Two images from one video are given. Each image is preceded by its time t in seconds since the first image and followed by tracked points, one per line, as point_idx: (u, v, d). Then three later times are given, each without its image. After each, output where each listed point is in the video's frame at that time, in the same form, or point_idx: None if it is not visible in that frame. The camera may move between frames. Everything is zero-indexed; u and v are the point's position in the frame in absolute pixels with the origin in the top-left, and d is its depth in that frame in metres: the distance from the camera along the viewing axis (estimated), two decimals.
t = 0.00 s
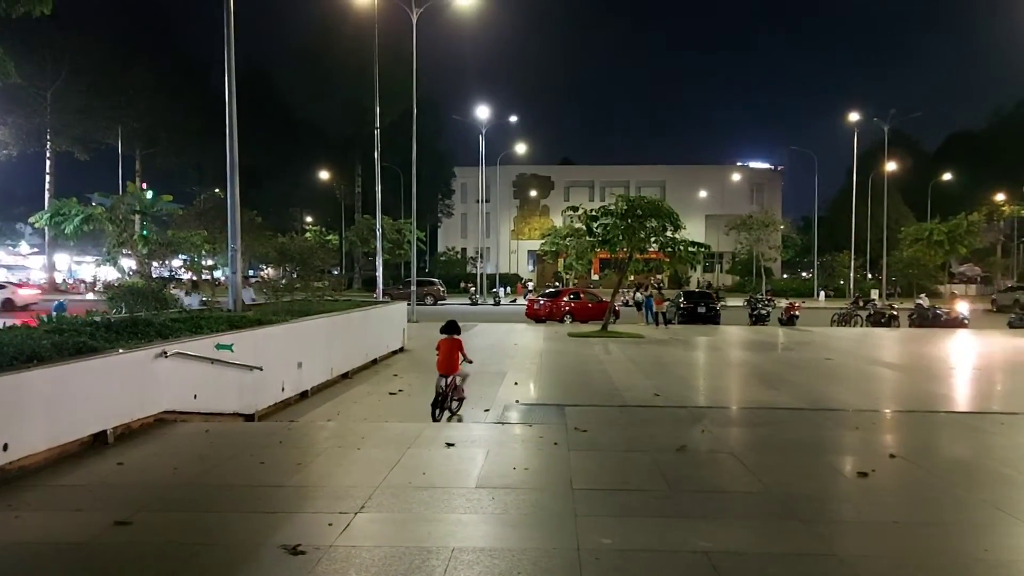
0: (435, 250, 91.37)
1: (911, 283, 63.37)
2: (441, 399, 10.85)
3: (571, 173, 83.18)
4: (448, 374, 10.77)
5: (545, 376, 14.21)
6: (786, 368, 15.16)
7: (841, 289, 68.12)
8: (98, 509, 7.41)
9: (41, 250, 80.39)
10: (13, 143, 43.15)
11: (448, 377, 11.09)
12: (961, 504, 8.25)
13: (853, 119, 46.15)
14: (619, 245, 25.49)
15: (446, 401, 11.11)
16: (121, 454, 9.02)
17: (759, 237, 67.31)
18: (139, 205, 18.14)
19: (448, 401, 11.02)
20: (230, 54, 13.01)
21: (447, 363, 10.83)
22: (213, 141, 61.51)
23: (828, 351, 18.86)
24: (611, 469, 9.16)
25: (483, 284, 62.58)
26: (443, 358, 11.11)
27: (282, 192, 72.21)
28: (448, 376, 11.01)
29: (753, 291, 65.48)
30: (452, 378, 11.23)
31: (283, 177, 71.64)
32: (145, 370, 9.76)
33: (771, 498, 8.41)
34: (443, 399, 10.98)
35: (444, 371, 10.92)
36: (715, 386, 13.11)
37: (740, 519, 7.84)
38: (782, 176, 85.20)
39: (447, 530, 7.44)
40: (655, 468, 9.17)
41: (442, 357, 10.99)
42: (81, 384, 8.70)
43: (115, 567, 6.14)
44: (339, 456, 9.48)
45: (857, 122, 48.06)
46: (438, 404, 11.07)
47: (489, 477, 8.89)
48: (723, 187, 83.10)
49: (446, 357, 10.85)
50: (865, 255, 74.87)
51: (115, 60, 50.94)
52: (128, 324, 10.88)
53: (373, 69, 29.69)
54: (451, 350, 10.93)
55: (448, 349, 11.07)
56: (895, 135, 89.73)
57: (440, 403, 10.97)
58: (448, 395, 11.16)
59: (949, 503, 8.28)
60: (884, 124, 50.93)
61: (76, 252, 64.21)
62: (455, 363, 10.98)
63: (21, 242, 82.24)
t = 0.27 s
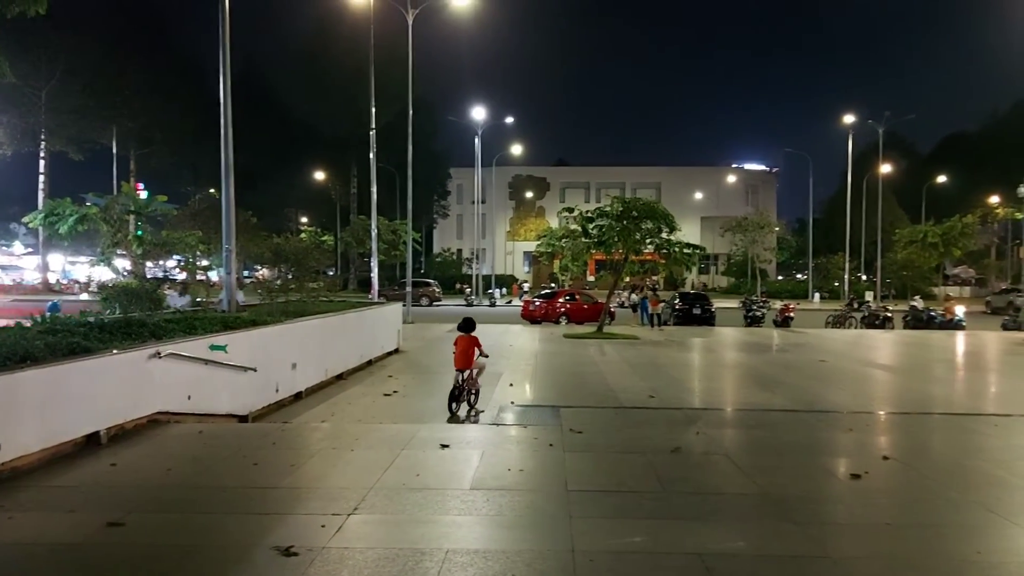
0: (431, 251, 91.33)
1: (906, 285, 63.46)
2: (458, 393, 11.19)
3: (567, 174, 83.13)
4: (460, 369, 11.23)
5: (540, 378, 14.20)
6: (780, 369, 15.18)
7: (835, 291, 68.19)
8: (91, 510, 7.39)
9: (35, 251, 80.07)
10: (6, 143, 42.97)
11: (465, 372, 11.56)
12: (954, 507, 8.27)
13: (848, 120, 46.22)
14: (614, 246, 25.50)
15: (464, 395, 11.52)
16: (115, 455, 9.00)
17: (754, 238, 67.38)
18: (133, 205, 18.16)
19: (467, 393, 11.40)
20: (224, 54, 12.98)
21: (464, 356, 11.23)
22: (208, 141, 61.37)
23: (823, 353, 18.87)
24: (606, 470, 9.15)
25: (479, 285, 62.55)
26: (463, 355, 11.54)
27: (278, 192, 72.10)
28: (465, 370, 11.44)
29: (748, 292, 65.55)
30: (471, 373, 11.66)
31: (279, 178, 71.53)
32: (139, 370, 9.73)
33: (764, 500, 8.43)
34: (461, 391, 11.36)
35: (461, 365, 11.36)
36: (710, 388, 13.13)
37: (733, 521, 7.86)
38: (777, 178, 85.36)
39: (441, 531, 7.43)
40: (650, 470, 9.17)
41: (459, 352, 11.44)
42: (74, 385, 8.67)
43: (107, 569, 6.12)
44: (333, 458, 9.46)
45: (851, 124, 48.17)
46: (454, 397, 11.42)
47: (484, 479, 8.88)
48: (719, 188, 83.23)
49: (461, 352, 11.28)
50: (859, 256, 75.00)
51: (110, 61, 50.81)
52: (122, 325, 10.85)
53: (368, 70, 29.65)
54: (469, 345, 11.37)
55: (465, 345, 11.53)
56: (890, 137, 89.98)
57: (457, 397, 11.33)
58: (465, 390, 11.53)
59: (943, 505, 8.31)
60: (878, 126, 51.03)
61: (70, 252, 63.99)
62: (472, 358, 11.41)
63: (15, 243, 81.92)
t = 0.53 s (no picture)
0: (407, 254, 91.08)
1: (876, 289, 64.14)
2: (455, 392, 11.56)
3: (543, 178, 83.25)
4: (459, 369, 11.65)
5: (515, 381, 14.22)
6: (753, 373, 15.28)
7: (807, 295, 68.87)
8: (57, 515, 7.27)
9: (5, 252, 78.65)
10: None
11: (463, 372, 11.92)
12: (924, 509, 8.38)
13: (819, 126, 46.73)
14: (589, 250, 25.59)
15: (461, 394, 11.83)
16: (83, 459, 8.88)
17: (728, 243, 67.96)
18: (103, 207, 18.13)
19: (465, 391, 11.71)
20: (197, 54, 12.86)
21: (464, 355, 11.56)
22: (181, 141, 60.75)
23: (794, 356, 19.06)
24: (577, 474, 9.17)
25: (455, 289, 62.46)
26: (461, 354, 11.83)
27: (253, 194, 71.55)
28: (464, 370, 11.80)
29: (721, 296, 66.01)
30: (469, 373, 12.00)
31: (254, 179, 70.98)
32: (107, 373, 9.60)
33: (735, 503, 8.48)
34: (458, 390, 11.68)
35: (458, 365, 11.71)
36: (684, 391, 13.18)
37: (706, 524, 7.91)
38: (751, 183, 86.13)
39: (413, 535, 7.40)
40: (621, 473, 9.20)
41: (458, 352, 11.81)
42: (41, 388, 8.54)
43: None
44: (305, 461, 9.40)
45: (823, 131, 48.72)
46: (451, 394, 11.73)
47: (456, 482, 8.87)
48: (693, 193, 83.86)
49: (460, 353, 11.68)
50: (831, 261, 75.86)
51: (83, 60, 50.16)
52: (90, 327, 10.72)
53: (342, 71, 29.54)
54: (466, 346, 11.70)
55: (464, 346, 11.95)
56: (861, 143, 91.15)
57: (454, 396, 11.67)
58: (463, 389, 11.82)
59: (911, 508, 8.41)
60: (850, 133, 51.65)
61: (41, 254, 62.97)
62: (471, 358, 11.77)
63: None
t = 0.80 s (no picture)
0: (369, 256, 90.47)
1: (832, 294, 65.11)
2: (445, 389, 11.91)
3: (505, 181, 83.17)
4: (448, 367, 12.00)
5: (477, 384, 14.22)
6: (713, 376, 15.47)
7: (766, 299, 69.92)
8: (5, 522, 7.10)
9: None
10: None
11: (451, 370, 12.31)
12: (877, 511, 8.55)
13: (778, 134, 47.46)
14: (552, 253, 25.72)
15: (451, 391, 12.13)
16: (33, 464, 8.67)
17: (688, 248, 68.80)
18: (57, 207, 18.24)
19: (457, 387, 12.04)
20: (154, 53, 12.70)
21: (454, 354, 11.89)
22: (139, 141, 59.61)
23: (752, 360, 19.31)
24: (537, 477, 9.20)
25: (418, 292, 62.21)
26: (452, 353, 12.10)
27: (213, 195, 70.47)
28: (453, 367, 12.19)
29: (682, 300, 66.63)
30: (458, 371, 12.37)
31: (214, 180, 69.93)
32: (60, 376, 9.39)
33: (694, 506, 8.58)
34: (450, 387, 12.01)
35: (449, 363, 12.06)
36: (644, 395, 13.30)
37: (665, 527, 7.99)
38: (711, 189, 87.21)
39: (372, 540, 7.37)
40: (581, 476, 9.25)
41: (447, 351, 12.19)
42: None
43: None
44: (263, 466, 9.29)
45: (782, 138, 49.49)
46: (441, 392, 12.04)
47: (416, 486, 8.85)
48: (655, 198, 84.50)
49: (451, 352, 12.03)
50: (789, 266, 77.05)
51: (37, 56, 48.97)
52: (42, 329, 10.48)
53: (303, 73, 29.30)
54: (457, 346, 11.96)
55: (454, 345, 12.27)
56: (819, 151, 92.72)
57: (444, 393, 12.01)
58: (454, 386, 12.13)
59: (865, 510, 8.58)
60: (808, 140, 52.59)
61: None
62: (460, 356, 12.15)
63: None
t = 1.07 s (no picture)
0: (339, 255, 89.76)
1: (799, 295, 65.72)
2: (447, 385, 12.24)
3: (477, 181, 82.80)
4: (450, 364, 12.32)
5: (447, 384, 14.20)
6: (682, 376, 15.58)
7: (734, 301, 70.54)
8: None
9: None
10: None
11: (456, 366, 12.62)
12: (843, 509, 8.68)
13: (747, 136, 47.87)
14: (523, 254, 25.73)
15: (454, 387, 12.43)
16: None
17: (659, 248, 69.40)
18: (22, 201, 17.67)
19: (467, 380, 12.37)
20: (120, 48, 12.51)
21: (456, 353, 12.18)
22: (105, 137, 58.63)
23: (721, 360, 19.47)
24: (506, 476, 9.19)
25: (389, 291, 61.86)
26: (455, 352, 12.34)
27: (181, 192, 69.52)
28: (456, 362, 12.51)
29: (652, 300, 66.96)
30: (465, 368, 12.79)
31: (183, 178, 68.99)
32: (21, 376, 9.23)
33: (663, 505, 8.63)
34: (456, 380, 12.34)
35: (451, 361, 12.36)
36: (614, 394, 13.35)
37: (634, 526, 8.02)
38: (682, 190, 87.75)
39: (340, 540, 7.33)
40: (551, 475, 9.26)
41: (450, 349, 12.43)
42: None
43: None
44: (229, 467, 9.19)
45: (752, 140, 49.96)
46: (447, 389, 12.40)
47: (384, 486, 8.80)
48: (626, 199, 84.73)
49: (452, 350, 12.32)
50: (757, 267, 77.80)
51: None
52: (3, 328, 10.27)
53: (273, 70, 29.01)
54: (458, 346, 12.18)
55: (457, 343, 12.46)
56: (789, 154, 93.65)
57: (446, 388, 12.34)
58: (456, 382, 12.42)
59: (830, 508, 8.70)
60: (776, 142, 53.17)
61: None
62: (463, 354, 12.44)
63: None
